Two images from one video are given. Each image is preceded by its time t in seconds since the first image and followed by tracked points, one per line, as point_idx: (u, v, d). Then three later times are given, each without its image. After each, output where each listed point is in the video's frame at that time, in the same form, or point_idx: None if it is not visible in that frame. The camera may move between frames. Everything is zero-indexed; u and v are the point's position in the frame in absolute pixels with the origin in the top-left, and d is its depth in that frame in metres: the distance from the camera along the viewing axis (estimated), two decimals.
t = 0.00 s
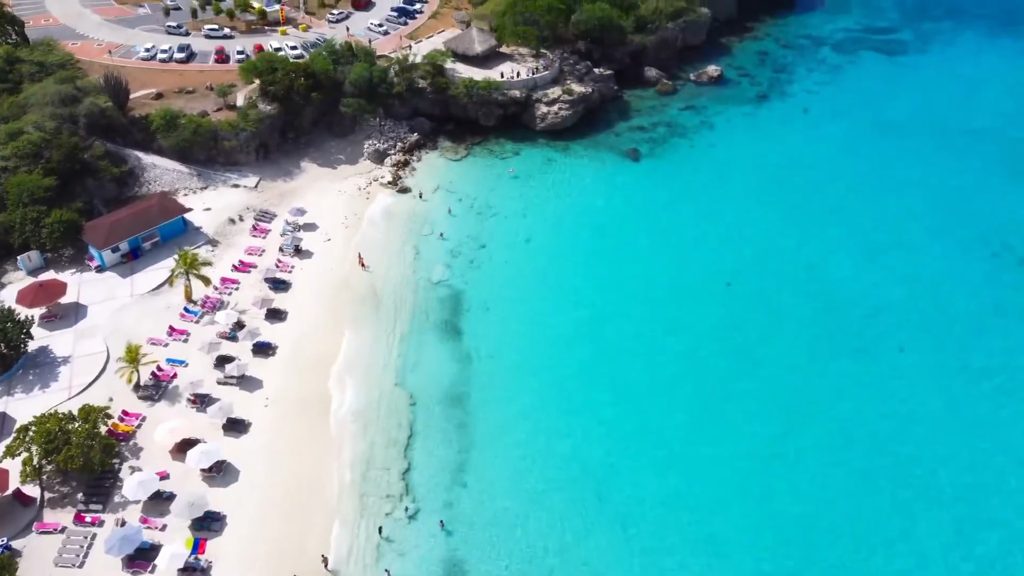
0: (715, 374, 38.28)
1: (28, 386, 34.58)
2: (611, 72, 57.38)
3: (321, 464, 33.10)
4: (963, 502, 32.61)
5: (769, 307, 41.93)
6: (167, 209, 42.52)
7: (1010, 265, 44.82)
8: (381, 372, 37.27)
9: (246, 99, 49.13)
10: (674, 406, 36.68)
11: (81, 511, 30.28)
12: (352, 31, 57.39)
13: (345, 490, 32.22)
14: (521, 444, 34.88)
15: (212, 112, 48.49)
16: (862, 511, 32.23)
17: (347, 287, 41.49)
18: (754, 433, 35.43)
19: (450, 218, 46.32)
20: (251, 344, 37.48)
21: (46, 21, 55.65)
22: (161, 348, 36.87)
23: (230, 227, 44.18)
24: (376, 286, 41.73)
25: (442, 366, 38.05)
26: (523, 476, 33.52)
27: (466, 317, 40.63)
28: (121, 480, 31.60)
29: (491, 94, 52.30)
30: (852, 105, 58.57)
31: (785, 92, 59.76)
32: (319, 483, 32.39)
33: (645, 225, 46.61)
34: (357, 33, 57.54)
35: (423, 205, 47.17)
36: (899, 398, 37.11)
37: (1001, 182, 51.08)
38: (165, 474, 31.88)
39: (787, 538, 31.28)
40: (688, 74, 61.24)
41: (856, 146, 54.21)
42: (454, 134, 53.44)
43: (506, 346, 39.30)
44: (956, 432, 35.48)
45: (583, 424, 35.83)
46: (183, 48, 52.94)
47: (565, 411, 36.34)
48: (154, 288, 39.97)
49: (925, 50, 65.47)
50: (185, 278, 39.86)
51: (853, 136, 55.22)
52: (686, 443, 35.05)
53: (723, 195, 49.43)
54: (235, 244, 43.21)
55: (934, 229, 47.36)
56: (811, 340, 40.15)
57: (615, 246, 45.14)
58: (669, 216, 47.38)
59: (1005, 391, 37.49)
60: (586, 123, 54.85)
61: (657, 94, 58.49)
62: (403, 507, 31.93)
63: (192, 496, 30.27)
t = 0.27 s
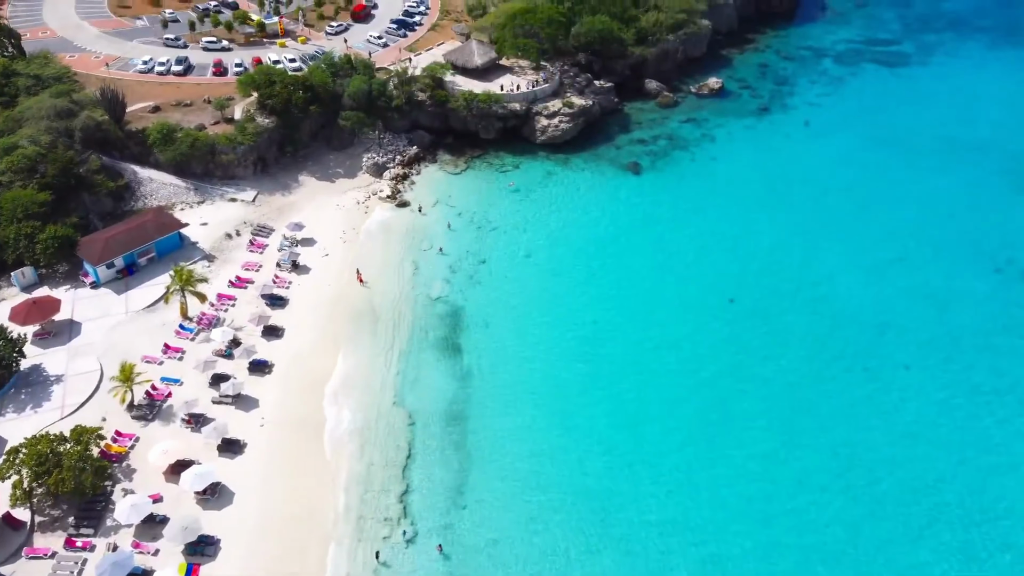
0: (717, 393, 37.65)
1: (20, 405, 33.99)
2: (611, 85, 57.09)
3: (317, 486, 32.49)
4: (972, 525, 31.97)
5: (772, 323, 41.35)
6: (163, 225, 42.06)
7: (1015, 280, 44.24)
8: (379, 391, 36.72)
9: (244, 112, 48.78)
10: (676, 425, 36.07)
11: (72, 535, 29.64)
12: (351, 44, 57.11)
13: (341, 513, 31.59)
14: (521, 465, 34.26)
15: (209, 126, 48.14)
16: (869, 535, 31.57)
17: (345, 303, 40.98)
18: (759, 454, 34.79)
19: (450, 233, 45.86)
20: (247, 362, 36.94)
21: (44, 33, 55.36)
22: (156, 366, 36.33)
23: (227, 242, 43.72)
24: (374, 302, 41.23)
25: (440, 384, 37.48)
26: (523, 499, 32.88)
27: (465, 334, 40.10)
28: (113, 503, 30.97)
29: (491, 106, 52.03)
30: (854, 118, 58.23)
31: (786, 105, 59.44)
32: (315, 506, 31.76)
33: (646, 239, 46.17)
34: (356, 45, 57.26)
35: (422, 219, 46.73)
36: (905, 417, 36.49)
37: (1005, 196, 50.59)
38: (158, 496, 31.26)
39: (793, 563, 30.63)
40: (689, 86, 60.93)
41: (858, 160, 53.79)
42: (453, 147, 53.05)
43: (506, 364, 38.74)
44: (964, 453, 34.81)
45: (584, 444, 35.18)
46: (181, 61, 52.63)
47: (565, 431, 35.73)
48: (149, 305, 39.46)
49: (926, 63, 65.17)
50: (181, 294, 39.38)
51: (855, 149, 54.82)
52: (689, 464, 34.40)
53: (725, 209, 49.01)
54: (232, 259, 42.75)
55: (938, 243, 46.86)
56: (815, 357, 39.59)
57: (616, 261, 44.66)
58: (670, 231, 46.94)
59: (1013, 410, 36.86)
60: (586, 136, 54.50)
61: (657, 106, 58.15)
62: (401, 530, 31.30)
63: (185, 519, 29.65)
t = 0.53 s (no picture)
0: (721, 411, 36.99)
1: (12, 425, 33.38)
2: (612, 97, 56.74)
3: (313, 508, 31.82)
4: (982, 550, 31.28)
5: (776, 340, 40.75)
6: (159, 240, 41.56)
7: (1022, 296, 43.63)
8: (377, 409, 36.11)
9: (242, 126, 48.41)
10: (679, 444, 35.41)
11: (62, 560, 28.98)
12: (350, 56, 56.78)
13: (338, 537, 30.91)
14: (521, 486, 33.58)
15: (206, 139, 47.73)
16: (877, 559, 30.88)
17: (343, 319, 40.41)
18: (764, 474, 34.08)
19: (449, 247, 45.37)
20: (243, 380, 36.35)
21: (41, 45, 55.05)
22: (150, 385, 35.75)
23: (224, 257, 43.23)
24: (373, 319, 40.67)
25: (439, 402, 36.87)
26: (523, 521, 32.18)
27: (465, 351, 39.52)
28: (105, 526, 30.33)
29: (491, 119, 51.53)
30: (857, 130, 57.83)
31: (788, 117, 59.08)
32: (311, 529, 31.09)
33: (647, 254, 45.67)
34: (355, 57, 56.93)
35: (421, 233, 46.24)
36: (913, 436, 35.79)
37: (1010, 210, 50.06)
38: (151, 519, 30.61)
39: None
40: (690, 98, 60.58)
41: (862, 173, 53.34)
42: (453, 160, 52.61)
43: (506, 382, 38.12)
44: (970, 475, 34.09)
45: (585, 465, 34.49)
46: (179, 73, 52.27)
47: (567, 451, 35.07)
48: (144, 322, 38.93)
49: (929, 75, 64.88)
50: (176, 311, 38.84)
51: (858, 162, 54.37)
52: (691, 485, 33.73)
53: (727, 223, 48.51)
54: (229, 274, 42.24)
55: (943, 258, 46.30)
56: (820, 374, 38.93)
57: (618, 276, 44.13)
58: (672, 245, 46.43)
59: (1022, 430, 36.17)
60: (587, 149, 54.09)
61: (658, 118, 57.78)
62: (399, 554, 30.60)
63: (178, 544, 28.98)
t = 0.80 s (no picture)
0: (724, 430, 36.33)
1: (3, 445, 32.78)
2: (613, 109, 56.41)
3: (309, 531, 31.18)
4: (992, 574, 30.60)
5: (780, 356, 40.14)
6: (155, 255, 41.07)
7: None
8: (375, 429, 35.53)
9: (240, 139, 48.00)
10: (682, 464, 34.76)
11: None
12: (349, 68, 56.45)
13: (334, 561, 30.27)
14: (521, 508, 32.92)
15: (203, 153, 47.30)
16: None
17: (340, 335, 39.86)
18: (769, 495, 33.42)
19: (449, 262, 44.89)
20: (239, 398, 35.74)
21: (38, 57, 54.71)
22: (144, 403, 35.17)
23: (221, 272, 42.73)
24: (371, 335, 40.13)
25: (438, 421, 36.28)
26: (523, 544, 31.50)
27: (464, 368, 38.95)
28: (96, 550, 29.67)
29: (491, 132, 51.10)
30: (859, 142, 57.44)
31: (790, 129, 58.73)
32: (307, 552, 30.44)
33: (649, 269, 45.15)
34: (354, 69, 56.61)
35: (420, 248, 45.78)
36: (920, 456, 35.13)
37: (1015, 223, 49.55)
38: (144, 543, 29.96)
39: None
40: (691, 110, 60.26)
41: (865, 185, 52.89)
42: (452, 173, 52.22)
43: (505, 400, 37.51)
44: (979, 496, 33.40)
45: (586, 486, 33.82)
46: (177, 86, 51.92)
47: (567, 471, 34.42)
48: (139, 338, 38.39)
49: (930, 86, 64.59)
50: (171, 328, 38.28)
51: (861, 175, 53.92)
52: (695, 506, 33.05)
53: (729, 236, 48.02)
54: (225, 290, 41.73)
55: (948, 272, 45.74)
56: (825, 391, 38.27)
57: (619, 292, 43.60)
58: (674, 259, 45.93)
59: None
60: (588, 162, 53.69)
61: (659, 131, 57.43)
62: None
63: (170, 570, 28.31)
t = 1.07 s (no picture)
0: (727, 449, 35.70)
1: None
2: (613, 121, 56.06)
3: (305, 554, 30.50)
4: None
5: (784, 373, 39.52)
6: (149, 270, 40.50)
7: None
8: (372, 448, 34.91)
9: (237, 152, 47.57)
10: (684, 484, 34.13)
11: None
12: (348, 80, 56.12)
13: None
14: (521, 530, 32.27)
15: (200, 166, 46.85)
16: None
17: (338, 352, 39.25)
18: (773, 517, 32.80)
19: (448, 276, 44.38)
20: (234, 417, 35.10)
21: (35, 69, 54.37)
22: (137, 422, 34.55)
23: (217, 287, 42.17)
24: (369, 351, 39.56)
25: (436, 440, 35.66)
26: (522, 568, 30.81)
27: (463, 385, 38.36)
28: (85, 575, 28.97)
29: (490, 144, 50.68)
30: (861, 155, 57.07)
31: (791, 141, 58.38)
32: None
33: (650, 283, 44.62)
34: (353, 81, 56.27)
35: (419, 262, 45.27)
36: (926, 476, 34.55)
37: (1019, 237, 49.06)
38: (135, 566, 29.26)
39: None
40: (691, 122, 59.94)
41: (867, 198, 52.46)
42: (451, 185, 51.78)
43: (505, 418, 36.87)
44: (986, 518, 32.85)
45: (587, 507, 33.17)
46: (174, 98, 51.54)
47: (567, 492, 33.81)
48: (133, 355, 37.80)
49: (932, 98, 64.31)
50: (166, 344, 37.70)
51: (863, 188, 53.50)
52: (698, 529, 32.42)
53: (731, 250, 47.53)
54: (221, 305, 41.17)
55: (952, 287, 45.22)
56: (829, 409, 37.67)
57: (619, 307, 43.05)
58: (675, 274, 45.43)
59: None
60: (588, 174, 53.28)
61: (660, 143, 57.09)
62: None
63: None
